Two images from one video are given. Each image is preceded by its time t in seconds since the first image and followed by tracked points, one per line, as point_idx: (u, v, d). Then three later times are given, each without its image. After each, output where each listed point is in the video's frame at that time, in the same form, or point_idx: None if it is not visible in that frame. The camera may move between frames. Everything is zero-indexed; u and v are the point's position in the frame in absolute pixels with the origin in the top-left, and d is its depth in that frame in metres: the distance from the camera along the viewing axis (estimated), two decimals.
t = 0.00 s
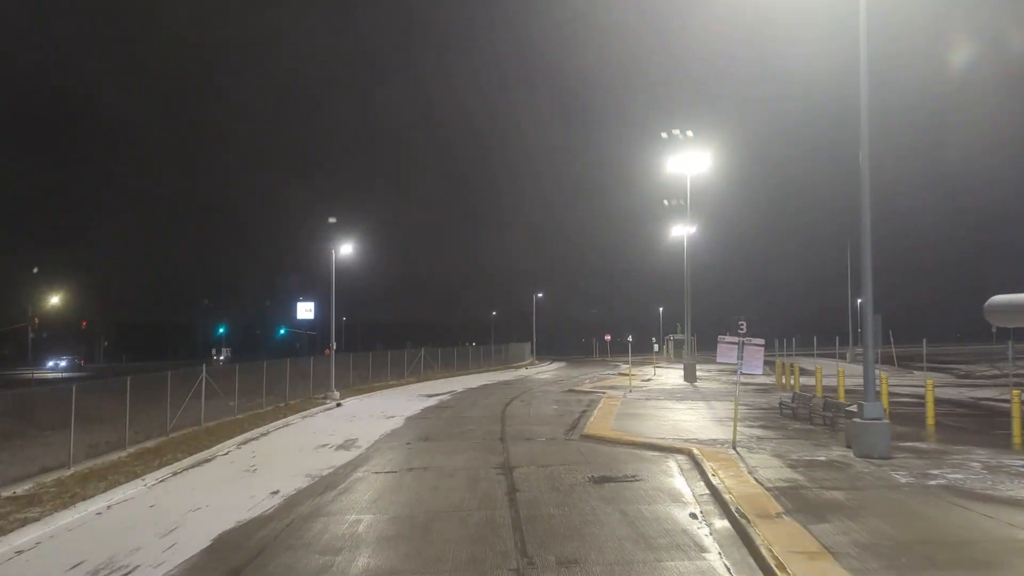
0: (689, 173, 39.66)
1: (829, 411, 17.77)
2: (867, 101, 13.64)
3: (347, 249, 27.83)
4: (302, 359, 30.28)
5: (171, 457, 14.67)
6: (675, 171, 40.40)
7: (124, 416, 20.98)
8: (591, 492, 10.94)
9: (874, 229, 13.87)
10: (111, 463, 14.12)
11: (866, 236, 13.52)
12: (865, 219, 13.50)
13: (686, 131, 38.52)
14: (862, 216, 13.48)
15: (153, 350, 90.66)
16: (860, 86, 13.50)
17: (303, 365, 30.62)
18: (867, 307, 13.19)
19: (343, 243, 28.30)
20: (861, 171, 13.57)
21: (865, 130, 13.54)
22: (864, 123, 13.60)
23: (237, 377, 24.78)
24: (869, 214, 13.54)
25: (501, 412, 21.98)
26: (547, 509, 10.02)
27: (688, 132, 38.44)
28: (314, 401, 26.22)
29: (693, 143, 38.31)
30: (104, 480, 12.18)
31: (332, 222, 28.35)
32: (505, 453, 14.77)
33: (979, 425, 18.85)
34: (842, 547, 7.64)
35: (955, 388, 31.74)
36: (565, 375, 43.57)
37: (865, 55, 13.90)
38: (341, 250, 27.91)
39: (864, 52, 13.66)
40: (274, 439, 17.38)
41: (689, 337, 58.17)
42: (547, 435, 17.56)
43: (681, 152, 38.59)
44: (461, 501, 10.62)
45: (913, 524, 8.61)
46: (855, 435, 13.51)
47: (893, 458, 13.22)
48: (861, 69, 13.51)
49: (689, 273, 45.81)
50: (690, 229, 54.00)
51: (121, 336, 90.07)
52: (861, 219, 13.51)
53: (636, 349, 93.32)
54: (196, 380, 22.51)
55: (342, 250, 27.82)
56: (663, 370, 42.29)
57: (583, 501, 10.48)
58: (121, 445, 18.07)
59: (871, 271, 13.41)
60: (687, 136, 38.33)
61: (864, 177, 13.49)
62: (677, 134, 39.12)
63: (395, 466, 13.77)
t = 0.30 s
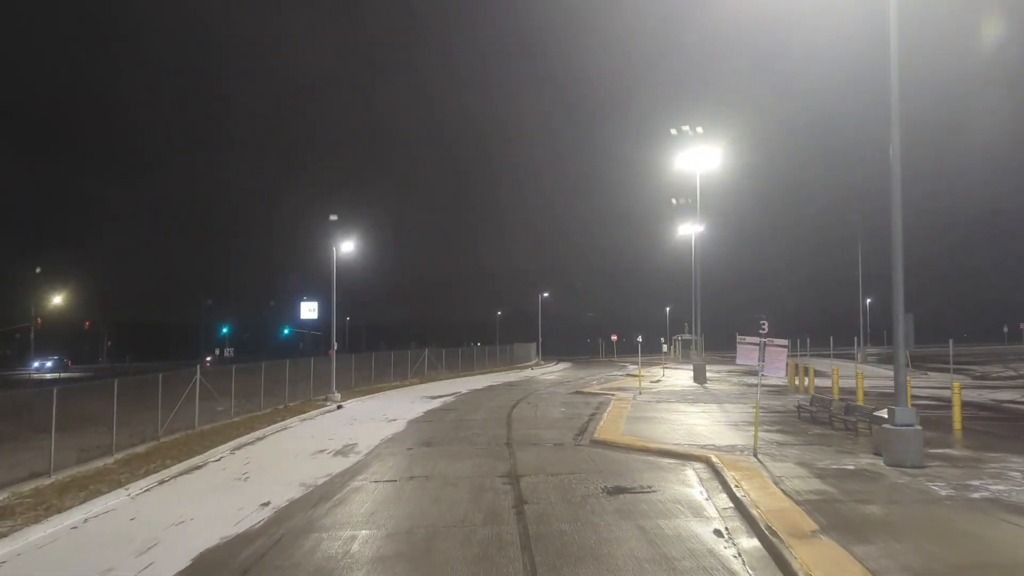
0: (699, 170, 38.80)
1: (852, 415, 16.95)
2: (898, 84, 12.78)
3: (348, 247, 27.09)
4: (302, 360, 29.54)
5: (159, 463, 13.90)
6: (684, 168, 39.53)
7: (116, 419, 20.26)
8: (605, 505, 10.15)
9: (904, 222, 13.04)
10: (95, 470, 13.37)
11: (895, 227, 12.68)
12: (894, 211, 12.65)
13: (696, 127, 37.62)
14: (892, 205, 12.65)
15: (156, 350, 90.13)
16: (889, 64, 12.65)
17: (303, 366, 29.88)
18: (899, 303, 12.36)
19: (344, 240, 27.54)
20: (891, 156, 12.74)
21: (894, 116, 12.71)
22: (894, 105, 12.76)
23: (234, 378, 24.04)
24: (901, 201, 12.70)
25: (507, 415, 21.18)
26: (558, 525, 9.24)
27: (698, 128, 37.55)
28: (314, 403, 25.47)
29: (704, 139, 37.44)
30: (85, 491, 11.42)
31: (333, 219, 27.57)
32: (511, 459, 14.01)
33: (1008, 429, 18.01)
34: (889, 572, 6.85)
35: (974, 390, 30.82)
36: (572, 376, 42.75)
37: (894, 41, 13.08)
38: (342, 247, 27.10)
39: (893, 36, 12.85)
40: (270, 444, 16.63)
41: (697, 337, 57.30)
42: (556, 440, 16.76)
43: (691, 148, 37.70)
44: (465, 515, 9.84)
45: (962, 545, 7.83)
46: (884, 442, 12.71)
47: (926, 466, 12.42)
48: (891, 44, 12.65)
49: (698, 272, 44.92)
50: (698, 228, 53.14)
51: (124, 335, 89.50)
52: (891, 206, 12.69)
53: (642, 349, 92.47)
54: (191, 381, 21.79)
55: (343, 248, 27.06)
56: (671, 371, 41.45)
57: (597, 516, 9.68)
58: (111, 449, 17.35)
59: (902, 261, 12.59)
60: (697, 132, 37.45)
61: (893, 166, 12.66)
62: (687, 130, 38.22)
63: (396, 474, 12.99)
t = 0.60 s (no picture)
0: (707, 166, 37.89)
1: (878, 422, 16.10)
2: (931, 69, 11.92)
3: (346, 244, 26.30)
4: (300, 361, 28.77)
5: (142, 471, 13.11)
6: (692, 164, 38.62)
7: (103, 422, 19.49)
8: (618, 522, 9.32)
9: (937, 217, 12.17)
10: (73, 479, 12.57)
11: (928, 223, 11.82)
12: (927, 206, 11.79)
13: (705, 124, 36.68)
14: (925, 200, 11.79)
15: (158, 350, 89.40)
16: (922, 48, 11.79)
17: (301, 367, 29.11)
18: (933, 302, 11.51)
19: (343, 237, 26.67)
20: (924, 147, 11.88)
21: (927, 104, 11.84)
22: (927, 93, 11.90)
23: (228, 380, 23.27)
24: (934, 196, 11.85)
25: (512, 419, 20.31)
26: (568, 544, 8.40)
27: (707, 125, 36.58)
28: (313, 405, 24.69)
29: (713, 136, 36.52)
30: (59, 502, 10.64)
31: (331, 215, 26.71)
32: (516, 468, 13.18)
33: None
34: None
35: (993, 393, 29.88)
36: (577, 377, 41.89)
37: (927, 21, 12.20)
38: (341, 244, 26.19)
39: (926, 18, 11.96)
40: (262, 450, 15.83)
41: (704, 338, 56.31)
42: (563, 446, 15.91)
43: (700, 144, 36.79)
44: (466, 533, 9.01)
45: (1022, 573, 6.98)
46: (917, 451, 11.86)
47: (962, 477, 11.56)
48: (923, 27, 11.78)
49: (706, 272, 44.01)
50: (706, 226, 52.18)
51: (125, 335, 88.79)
52: (924, 200, 11.83)
53: (648, 350, 91.49)
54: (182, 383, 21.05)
55: (341, 244, 26.13)
56: (679, 373, 40.51)
57: (610, 533, 8.85)
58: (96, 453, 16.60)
59: (935, 259, 11.74)
60: (706, 129, 36.51)
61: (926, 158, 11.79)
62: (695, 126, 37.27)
63: (393, 484, 12.19)
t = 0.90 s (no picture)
0: (715, 162, 36.99)
1: (902, 427, 15.21)
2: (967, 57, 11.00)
3: (344, 243, 25.49)
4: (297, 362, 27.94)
5: (120, 480, 12.30)
6: (700, 160, 37.74)
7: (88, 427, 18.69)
8: (631, 541, 8.47)
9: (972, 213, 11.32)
10: (45, 489, 11.75)
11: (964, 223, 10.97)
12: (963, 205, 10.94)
13: (713, 119, 35.79)
14: (961, 190, 10.94)
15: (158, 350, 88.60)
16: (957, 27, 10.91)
17: (298, 368, 28.28)
18: (970, 301, 10.66)
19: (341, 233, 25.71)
20: (959, 136, 11.04)
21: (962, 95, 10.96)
22: (962, 75, 11.04)
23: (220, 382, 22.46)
24: (971, 187, 10.99)
25: (515, 423, 19.44)
26: (577, 568, 7.55)
27: (715, 120, 35.70)
28: (309, 408, 23.86)
29: (722, 131, 35.62)
30: (24, 516, 9.85)
31: (329, 212, 25.87)
32: (519, 478, 12.34)
33: None
34: None
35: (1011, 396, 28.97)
36: (582, 379, 41.00)
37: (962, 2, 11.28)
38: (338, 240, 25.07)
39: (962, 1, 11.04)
40: (252, 456, 15.02)
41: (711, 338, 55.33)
42: (569, 452, 15.04)
43: (708, 140, 35.92)
44: (463, 553, 8.17)
45: None
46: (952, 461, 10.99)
47: (1001, 489, 10.69)
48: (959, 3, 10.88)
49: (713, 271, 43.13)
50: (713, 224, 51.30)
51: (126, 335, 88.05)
52: (959, 191, 10.97)
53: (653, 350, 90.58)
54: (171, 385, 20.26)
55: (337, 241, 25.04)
56: (686, 373, 39.59)
57: (624, 554, 8.01)
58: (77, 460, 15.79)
59: (972, 256, 10.90)
60: (716, 124, 35.61)
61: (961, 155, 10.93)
62: (703, 121, 36.40)
63: (387, 495, 11.36)
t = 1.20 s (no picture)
0: (722, 158, 36.11)
1: (928, 434, 14.34)
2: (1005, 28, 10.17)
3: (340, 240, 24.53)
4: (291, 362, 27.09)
5: (92, 491, 11.46)
6: (707, 156, 36.85)
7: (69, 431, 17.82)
8: (644, 564, 7.61)
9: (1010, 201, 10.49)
10: (11, 500, 10.92)
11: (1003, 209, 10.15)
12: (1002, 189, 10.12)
13: (719, 114, 34.90)
14: (999, 184, 10.11)
15: (157, 350, 87.73)
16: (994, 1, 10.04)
17: (293, 369, 27.43)
18: (1011, 303, 9.81)
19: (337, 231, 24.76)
20: (997, 122, 10.18)
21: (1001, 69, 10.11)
22: (1001, 59, 10.18)
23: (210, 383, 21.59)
24: (1009, 176, 10.15)
25: (516, 428, 18.55)
26: None
27: (722, 115, 34.79)
28: (303, 411, 23.02)
29: (730, 127, 34.73)
30: None
31: (325, 208, 24.92)
32: (520, 488, 11.49)
33: None
34: None
35: None
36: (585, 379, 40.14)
37: None
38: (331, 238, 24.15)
39: None
40: (238, 463, 14.17)
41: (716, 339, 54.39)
42: (574, 460, 14.16)
43: (715, 136, 35.04)
44: None
45: None
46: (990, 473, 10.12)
47: None
48: None
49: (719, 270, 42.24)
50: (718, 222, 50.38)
51: (124, 336, 87.19)
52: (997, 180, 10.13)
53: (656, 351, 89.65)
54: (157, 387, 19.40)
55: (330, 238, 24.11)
56: (691, 374, 38.67)
57: None
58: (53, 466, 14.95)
59: (1011, 254, 10.06)
60: (723, 120, 34.72)
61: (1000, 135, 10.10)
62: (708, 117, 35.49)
63: (378, 509, 10.51)
